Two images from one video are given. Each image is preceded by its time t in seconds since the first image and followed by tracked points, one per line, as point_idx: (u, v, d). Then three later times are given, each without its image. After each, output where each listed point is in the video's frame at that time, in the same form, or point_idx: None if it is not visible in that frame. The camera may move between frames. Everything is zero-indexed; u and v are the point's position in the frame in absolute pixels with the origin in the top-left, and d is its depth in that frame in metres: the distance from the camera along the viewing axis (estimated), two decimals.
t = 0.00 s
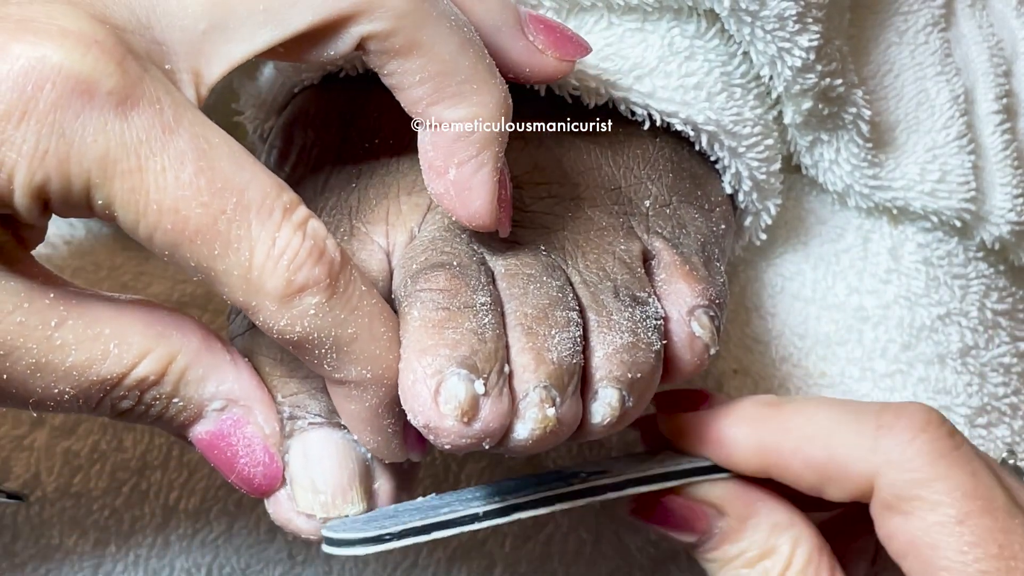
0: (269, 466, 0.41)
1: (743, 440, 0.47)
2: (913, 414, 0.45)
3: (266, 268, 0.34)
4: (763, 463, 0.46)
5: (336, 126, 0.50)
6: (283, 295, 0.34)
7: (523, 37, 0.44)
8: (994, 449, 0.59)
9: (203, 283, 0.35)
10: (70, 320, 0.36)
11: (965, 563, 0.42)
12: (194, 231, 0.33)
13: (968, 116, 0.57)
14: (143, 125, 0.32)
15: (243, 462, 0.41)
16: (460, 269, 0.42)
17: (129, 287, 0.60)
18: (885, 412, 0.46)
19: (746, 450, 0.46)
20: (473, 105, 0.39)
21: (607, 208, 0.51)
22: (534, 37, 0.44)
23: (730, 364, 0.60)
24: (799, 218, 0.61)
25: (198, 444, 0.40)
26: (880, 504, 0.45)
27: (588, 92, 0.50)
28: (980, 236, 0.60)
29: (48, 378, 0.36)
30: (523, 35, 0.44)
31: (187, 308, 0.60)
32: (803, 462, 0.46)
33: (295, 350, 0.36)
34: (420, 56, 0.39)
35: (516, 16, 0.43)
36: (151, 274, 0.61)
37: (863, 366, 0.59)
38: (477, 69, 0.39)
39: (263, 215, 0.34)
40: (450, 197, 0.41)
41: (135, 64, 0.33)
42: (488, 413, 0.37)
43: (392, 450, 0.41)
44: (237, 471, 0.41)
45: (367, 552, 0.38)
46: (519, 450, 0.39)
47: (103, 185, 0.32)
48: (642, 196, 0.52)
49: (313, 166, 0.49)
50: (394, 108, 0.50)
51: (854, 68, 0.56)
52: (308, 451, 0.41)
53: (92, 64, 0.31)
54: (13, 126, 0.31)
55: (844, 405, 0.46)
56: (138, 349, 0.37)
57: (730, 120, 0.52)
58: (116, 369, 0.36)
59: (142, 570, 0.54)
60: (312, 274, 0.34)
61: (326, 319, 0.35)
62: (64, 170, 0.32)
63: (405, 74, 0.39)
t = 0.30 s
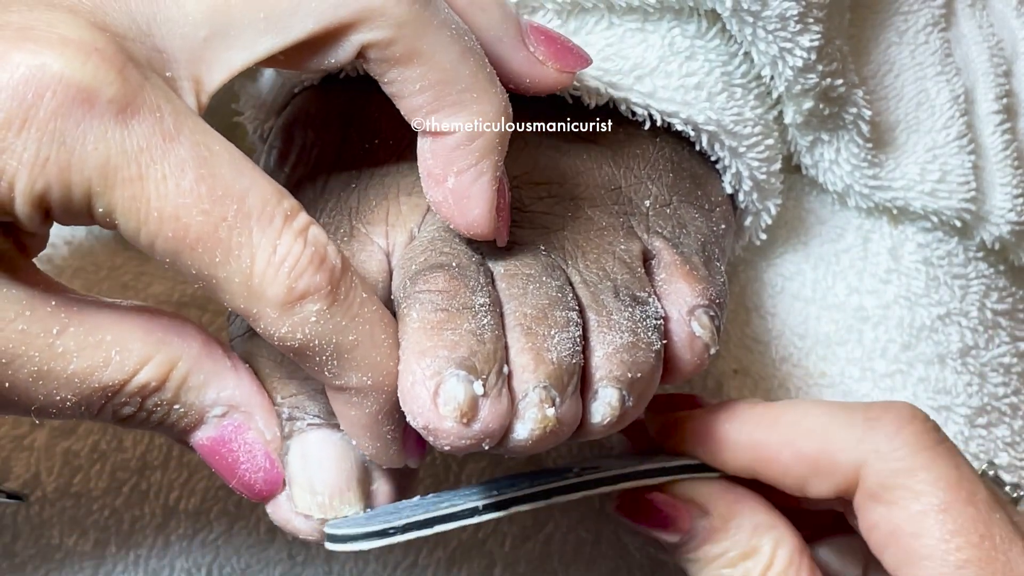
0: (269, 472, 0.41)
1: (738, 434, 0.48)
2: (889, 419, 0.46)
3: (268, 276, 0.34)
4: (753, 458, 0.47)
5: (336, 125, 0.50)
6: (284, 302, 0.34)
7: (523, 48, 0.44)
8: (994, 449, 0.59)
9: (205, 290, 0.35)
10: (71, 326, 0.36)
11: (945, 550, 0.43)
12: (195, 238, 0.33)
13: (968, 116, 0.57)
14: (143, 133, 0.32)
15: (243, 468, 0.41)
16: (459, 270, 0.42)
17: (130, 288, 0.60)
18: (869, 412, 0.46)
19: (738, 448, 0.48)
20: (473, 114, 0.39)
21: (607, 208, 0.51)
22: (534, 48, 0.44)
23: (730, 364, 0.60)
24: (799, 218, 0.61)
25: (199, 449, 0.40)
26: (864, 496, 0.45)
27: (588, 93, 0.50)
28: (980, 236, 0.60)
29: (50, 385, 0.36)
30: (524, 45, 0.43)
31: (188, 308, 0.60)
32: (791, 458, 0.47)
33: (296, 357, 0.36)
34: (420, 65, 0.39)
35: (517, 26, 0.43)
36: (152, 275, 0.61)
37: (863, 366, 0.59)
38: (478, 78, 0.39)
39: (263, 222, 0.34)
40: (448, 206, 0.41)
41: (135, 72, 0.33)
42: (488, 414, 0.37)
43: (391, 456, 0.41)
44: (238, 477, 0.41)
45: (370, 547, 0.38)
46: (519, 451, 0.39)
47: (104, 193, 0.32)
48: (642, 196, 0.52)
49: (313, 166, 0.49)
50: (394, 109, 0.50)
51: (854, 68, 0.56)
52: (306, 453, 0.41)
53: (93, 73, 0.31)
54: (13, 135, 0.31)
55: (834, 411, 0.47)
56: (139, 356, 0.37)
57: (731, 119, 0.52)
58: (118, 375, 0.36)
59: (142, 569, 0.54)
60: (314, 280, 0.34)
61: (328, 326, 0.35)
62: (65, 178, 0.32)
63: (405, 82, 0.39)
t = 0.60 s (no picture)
0: (265, 475, 0.41)
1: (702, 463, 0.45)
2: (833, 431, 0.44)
3: (267, 272, 0.34)
4: (725, 487, 0.45)
5: (335, 124, 0.50)
6: (283, 300, 0.34)
7: (522, 46, 0.44)
8: (994, 449, 0.59)
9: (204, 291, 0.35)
10: (69, 328, 0.36)
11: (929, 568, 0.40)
12: (194, 236, 0.33)
13: (968, 116, 0.57)
14: (141, 130, 0.32)
15: (240, 471, 0.41)
16: (457, 268, 0.42)
17: (130, 287, 0.60)
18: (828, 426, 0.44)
19: (697, 469, 0.45)
20: (472, 112, 0.40)
21: (606, 208, 0.51)
22: (533, 47, 0.44)
23: (730, 363, 0.60)
24: (799, 218, 0.61)
25: (195, 452, 0.40)
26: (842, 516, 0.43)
27: (587, 92, 0.50)
28: (980, 236, 0.60)
29: (48, 387, 0.36)
30: (522, 44, 0.44)
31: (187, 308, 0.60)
32: (765, 480, 0.44)
33: (295, 356, 0.36)
34: (418, 61, 0.39)
35: (515, 25, 0.43)
36: (152, 274, 0.61)
37: (863, 366, 0.59)
38: (476, 76, 0.39)
39: (263, 219, 0.34)
40: (447, 204, 0.41)
41: (132, 70, 0.33)
42: (485, 411, 0.37)
43: (387, 458, 0.41)
44: (235, 480, 0.41)
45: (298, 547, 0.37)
46: (516, 450, 0.39)
47: (101, 191, 0.32)
48: (642, 196, 0.52)
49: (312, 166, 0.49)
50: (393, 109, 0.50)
51: (854, 68, 0.56)
52: (302, 449, 0.41)
53: (89, 70, 0.32)
54: (10, 133, 0.31)
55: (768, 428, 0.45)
56: (137, 358, 0.37)
57: (731, 119, 0.52)
58: (117, 376, 0.36)
59: (142, 569, 0.54)
60: (313, 279, 0.34)
61: (328, 325, 0.35)
62: (62, 177, 0.32)
63: (402, 79, 0.39)
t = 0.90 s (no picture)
0: (271, 475, 0.41)
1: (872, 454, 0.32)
2: None
3: (259, 263, 0.34)
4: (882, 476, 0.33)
5: (336, 124, 0.50)
6: (275, 291, 0.34)
7: (515, 34, 0.44)
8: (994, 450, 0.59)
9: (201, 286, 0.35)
10: (67, 324, 0.36)
11: None
12: (184, 227, 0.33)
13: (968, 116, 0.57)
14: (131, 122, 0.32)
15: (245, 471, 0.41)
16: (461, 265, 0.42)
17: (130, 287, 0.59)
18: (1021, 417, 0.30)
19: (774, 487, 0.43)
20: (464, 95, 0.39)
21: (608, 207, 0.51)
22: (527, 34, 0.44)
23: (730, 364, 0.60)
24: (799, 218, 0.61)
25: (200, 451, 0.40)
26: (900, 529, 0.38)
27: (588, 91, 0.50)
28: (980, 236, 0.60)
29: (46, 382, 0.36)
30: (515, 31, 0.44)
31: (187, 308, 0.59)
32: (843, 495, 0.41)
33: (292, 347, 0.36)
34: (409, 46, 0.39)
35: (508, 13, 0.43)
36: (152, 274, 0.61)
37: (863, 366, 0.59)
38: (466, 58, 0.39)
39: (253, 211, 0.34)
40: (445, 190, 0.41)
41: (121, 63, 0.33)
42: (485, 410, 0.37)
43: (394, 451, 0.41)
44: (240, 480, 0.41)
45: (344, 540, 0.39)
46: (518, 448, 0.40)
47: (91, 183, 0.33)
48: (643, 196, 0.52)
49: (313, 165, 0.49)
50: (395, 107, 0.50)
51: (853, 67, 0.56)
52: (312, 449, 0.41)
53: (78, 63, 0.32)
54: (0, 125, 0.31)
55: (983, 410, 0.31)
56: (138, 354, 0.37)
57: (731, 119, 0.52)
58: (117, 371, 0.36)
59: (142, 569, 0.55)
60: (305, 269, 0.34)
61: (321, 316, 0.35)
62: (52, 169, 0.32)
63: (394, 65, 0.39)
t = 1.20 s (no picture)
0: (271, 476, 0.41)
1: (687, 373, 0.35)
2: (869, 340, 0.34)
3: (254, 263, 0.34)
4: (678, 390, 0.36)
5: (334, 125, 0.50)
6: (270, 291, 0.34)
7: (507, 33, 0.44)
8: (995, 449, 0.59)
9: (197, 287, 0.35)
10: (63, 329, 0.36)
11: None
12: (178, 228, 0.33)
13: (968, 116, 0.57)
14: (122, 124, 0.33)
15: (244, 472, 0.40)
16: (460, 266, 0.42)
17: (130, 288, 0.60)
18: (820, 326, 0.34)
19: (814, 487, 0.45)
20: (456, 95, 0.40)
21: (607, 208, 0.51)
22: (519, 34, 0.44)
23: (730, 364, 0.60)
24: (799, 218, 0.61)
25: (200, 454, 0.40)
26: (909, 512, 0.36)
27: (588, 91, 0.51)
28: (980, 236, 0.60)
29: (44, 387, 0.36)
30: (507, 31, 0.44)
31: (188, 308, 0.60)
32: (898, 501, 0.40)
33: (290, 348, 0.36)
34: (401, 46, 0.39)
35: (499, 14, 0.44)
36: (152, 274, 0.61)
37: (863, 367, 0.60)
38: (459, 58, 0.40)
39: (248, 211, 0.34)
40: (439, 189, 0.41)
41: (113, 66, 0.34)
42: (484, 410, 0.37)
43: (395, 449, 0.40)
44: (239, 482, 0.41)
45: None
46: (516, 449, 0.40)
47: (85, 186, 0.33)
48: (643, 196, 0.52)
49: (312, 165, 0.49)
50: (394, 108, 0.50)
51: (853, 68, 0.56)
52: (311, 449, 0.41)
53: (69, 66, 0.33)
54: None
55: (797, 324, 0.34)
56: (135, 357, 0.37)
57: (730, 119, 0.52)
58: (114, 376, 0.36)
59: (142, 569, 0.54)
60: (300, 269, 0.34)
61: (318, 315, 0.35)
62: (45, 172, 0.33)
63: (386, 65, 0.40)
